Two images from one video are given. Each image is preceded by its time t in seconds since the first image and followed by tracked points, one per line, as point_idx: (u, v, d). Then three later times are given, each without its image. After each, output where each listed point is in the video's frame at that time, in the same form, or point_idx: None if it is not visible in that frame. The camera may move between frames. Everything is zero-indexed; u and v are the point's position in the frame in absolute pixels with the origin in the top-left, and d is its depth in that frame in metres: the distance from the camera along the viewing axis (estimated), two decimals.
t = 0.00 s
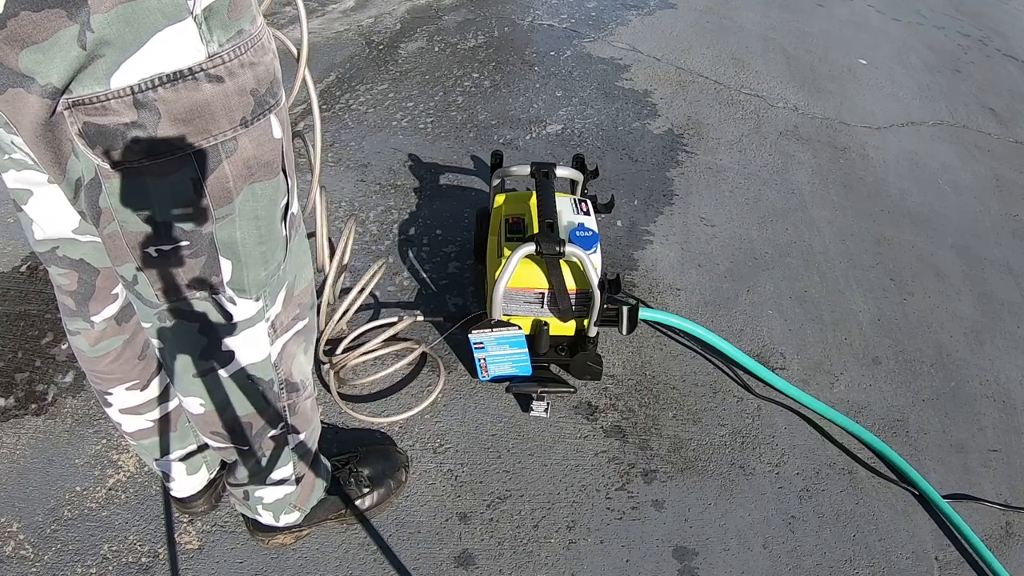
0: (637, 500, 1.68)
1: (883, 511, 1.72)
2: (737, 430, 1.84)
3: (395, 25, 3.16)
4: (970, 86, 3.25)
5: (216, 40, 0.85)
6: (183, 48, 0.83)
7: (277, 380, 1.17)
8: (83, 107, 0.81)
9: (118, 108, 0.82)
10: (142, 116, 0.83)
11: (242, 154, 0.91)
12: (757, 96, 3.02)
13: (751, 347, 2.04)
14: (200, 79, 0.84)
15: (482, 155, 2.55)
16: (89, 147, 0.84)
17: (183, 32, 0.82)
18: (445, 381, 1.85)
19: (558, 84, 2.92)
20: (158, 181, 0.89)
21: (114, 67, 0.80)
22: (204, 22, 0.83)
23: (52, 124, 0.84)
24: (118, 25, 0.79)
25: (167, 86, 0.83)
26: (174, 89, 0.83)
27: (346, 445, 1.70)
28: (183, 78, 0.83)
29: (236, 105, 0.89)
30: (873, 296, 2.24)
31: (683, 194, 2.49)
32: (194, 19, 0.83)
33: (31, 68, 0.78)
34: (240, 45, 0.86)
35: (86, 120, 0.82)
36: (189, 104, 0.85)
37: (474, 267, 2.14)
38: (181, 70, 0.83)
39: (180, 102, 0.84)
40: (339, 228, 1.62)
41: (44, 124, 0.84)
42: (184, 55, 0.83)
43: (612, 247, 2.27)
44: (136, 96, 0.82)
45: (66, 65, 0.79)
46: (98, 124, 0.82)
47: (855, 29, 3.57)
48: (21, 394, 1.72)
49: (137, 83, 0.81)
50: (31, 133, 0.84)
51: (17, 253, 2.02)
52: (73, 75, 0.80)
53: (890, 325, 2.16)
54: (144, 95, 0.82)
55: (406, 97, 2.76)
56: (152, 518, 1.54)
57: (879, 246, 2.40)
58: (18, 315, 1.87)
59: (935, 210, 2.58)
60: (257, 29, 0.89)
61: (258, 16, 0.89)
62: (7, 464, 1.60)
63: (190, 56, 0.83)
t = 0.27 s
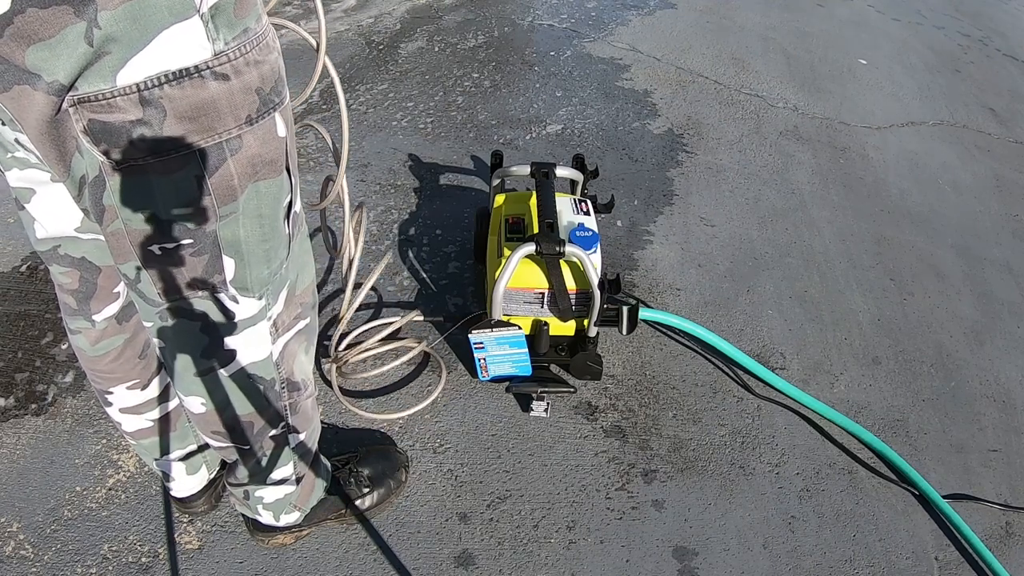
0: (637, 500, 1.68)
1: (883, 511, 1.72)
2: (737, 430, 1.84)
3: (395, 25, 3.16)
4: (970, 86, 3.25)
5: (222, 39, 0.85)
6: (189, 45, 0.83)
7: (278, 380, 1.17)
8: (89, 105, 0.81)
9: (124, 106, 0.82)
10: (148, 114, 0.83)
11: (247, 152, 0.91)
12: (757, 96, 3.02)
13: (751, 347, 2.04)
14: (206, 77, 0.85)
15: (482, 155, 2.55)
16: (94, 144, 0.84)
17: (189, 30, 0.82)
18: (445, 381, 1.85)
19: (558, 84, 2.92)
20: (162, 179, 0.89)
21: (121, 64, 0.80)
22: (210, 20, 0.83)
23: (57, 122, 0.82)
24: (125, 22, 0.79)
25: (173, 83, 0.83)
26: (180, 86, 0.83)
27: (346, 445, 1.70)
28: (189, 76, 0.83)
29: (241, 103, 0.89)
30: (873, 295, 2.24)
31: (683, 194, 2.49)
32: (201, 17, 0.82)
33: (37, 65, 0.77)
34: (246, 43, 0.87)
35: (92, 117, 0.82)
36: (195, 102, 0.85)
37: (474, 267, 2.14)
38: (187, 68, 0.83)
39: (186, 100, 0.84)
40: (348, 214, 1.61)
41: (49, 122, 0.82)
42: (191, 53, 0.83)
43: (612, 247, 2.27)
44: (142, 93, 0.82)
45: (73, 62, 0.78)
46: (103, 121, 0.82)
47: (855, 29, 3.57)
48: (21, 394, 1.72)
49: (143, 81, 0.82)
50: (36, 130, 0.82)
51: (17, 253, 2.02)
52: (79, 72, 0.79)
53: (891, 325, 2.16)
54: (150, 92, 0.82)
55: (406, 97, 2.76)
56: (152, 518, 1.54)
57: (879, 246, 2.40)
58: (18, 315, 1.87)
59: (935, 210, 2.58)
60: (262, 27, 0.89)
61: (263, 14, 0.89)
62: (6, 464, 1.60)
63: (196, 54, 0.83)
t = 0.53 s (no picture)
0: (636, 500, 1.68)
1: (883, 511, 1.72)
2: (737, 430, 1.84)
3: (395, 25, 3.16)
4: (971, 86, 3.25)
5: (229, 36, 0.85)
6: (196, 44, 0.83)
7: (279, 378, 1.18)
8: (96, 103, 0.81)
9: (131, 104, 0.82)
10: (155, 112, 0.84)
11: (253, 150, 0.92)
12: (757, 96, 3.02)
13: (751, 347, 2.04)
14: (213, 74, 0.85)
15: (482, 155, 2.55)
16: (101, 142, 0.84)
17: (196, 28, 0.82)
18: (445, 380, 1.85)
19: (558, 84, 2.92)
20: (167, 177, 0.88)
21: (128, 62, 0.80)
22: (217, 18, 0.84)
23: (64, 120, 0.83)
24: (133, 21, 0.79)
25: (180, 81, 0.83)
26: (187, 84, 0.84)
27: (346, 445, 1.70)
28: (196, 74, 0.84)
29: (247, 101, 0.89)
30: (873, 295, 2.24)
31: (683, 194, 2.49)
32: (208, 15, 0.83)
33: (45, 63, 0.77)
34: (252, 41, 0.87)
35: (98, 115, 0.82)
36: (202, 99, 0.85)
37: (474, 267, 2.14)
38: (194, 66, 0.83)
39: (193, 97, 0.84)
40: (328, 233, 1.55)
41: (56, 120, 0.82)
42: (197, 50, 0.83)
43: (612, 247, 2.27)
44: (149, 92, 0.82)
45: (81, 60, 0.79)
46: (110, 119, 0.83)
47: (855, 29, 3.57)
48: (21, 394, 1.72)
49: (150, 79, 0.82)
50: (43, 129, 0.82)
51: (18, 253, 2.02)
52: (87, 70, 0.80)
53: (891, 325, 2.16)
54: (157, 91, 0.83)
55: (406, 97, 2.76)
56: (152, 518, 1.54)
57: (879, 246, 2.40)
58: (18, 315, 1.87)
59: (935, 210, 2.58)
60: (266, 26, 0.89)
61: (267, 12, 0.89)
62: (6, 464, 1.60)
63: (203, 52, 0.84)
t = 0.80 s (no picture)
0: (637, 500, 1.68)
1: (883, 511, 1.72)
2: (737, 430, 1.84)
3: (395, 25, 3.16)
4: (970, 86, 3.25)
5: (233, 35, 0.85)
6: (200, 41, 0.83)
7: (280, 377, 1.18)
8: (100, 101, 0.81)
9: (136, 102, 0.82)
10: (159, 110, 0.84)
11: (256, 147, 0.91)
12: (757, 96, 3.02)
13: (751, 347, 2.04)
14: (217, 72, 0.85)
15: (482, 155, 2.55)
16: (105, 141, 0.84)
17: (201, 27, 0.82)
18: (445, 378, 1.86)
19: (558, 84, 2.92)
20: (171, 175, 0.88)
21: (133, 60, 0.80)
22: (222, 16, 0.84)
23: (67, 119, 0.83)
24: (138, 19, 0.79)
25: (184, 79, 0.83)
26: (191, 82, 0.84)
27: (346, 446, 1.70)
28: (200, 72, 0.84)
29: (251, 99, 0.88)
30: (873, 295, 2.24)
31: (683, 195, 2.49)
32: (213, 14, 0.83)
33: (50, 62, 0.78)
34: (255, 39, 0.87)
35: (102, 114, 0.82)
36: (206, 98, 0.85)
37: (474, 267, 2.14)
38: (198, 64, 0.83)
39: (197, 95, 0.84)
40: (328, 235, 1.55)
41: (60, 120, 0.82)
42: (202, 49, 0.83)
43: (612, 247, 2.27)
44: (153, 89, 0.82)
45: (86, 58, 0.79)
46: (115, 117, 0.83)
47: (855, 29, 3.57)
48: (21, 394, 1.72)
49: (155, 77, 0.82)
50: (46, 128, 0.82)
51: (17, 253, 2.03)
52: (92, 68, 0.80)
53: (891, 325, 2.16)
54: (162, 88, 0.83)
55: (406, 97, 2.76)
56: (152, 518, 1.54)
57: (879, 246, 2.40)
58: (18, 315, 1.87)
59: (935, 210, 2.58)
60: (269, 23, 0.89)
61: (270, 10, 0.90)
62: (6, 464, 1.60)
63: (207, 50, 0.84)
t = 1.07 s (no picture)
0: (637, 500, 1.68)
1: (883, 511, 1.72)
2: (737, 430, 1.84)
3: (395, 25, 3.16)
4: (970, 86, 3.25)
5: (238, 33, 0.85)
6: (205, 40, 0.83)
7: (281, 376, 1.18)
8: (105, 99, 0.81)
9: (141, 100, 0.82)
10: (164, 108, 0.83)
11: (260, 145, 0.91)
12: (757, 96, 3.02)
13: (750, 347, 2.04)
14: (222, 70, 0.85)
15: (482, 155, 2.55)
16: (109, 139, 0.84)
17: (206, 25, 0.82)
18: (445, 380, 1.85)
19: (558, 84, 2.92)
20: (175, 174, 0.88)
21: (138, 58, 0.80)
22: (227, 15, 0.84)
23: (72, 118, 0.83)
24: (144, 17, 0.79)
25: (189, 77, 0.83)
26: (196, 80, 0.83)
27: (346, 446, 1.70)
28: (205, 70, 0.83)
29: (255, 97, 0.88)
30: (873, 295, 2.24)
31: (683, 195, 2.49)
32: (218, 12, 0.83)
33: (56, 60, 0.77)
34: (260, 38, 0.87)
35: (107, 112, 0.82)
36: (211, 96, 0.85)
37: (474, 267, 2.14)
38: (203, 62, 0.83)
39: (202, 93, 0.84)
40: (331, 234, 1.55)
41: (65, 118, 0.82)
42: (207, 47, 0.83)
43: (612, 246, 2.27)
44: (158, 88, 0.82)
45: (91, 57, 0.79)
46: (119, 116, 0.82)
47: (855, 29, 3.57)
48: (21, 394, 1.72)
49: (160, 75, 0.82)
50: (51, 127, 0.82)
51: (18, 253, 2.02)
52: (97, 67, 0.79)
53: (891, 325, 2.16)
54: (167, 87, 0.82)
55: (406, 97, 2.76)
56: (152, 518, 1.54)
57: (879, 246, 2.40)
58: (19, 315, 1.87)
59: (935, 211, 2.58)
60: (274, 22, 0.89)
61: (274, 9, 0.89)
62: (6, 464, 1.60)
63: (213, 48, 0.84)
